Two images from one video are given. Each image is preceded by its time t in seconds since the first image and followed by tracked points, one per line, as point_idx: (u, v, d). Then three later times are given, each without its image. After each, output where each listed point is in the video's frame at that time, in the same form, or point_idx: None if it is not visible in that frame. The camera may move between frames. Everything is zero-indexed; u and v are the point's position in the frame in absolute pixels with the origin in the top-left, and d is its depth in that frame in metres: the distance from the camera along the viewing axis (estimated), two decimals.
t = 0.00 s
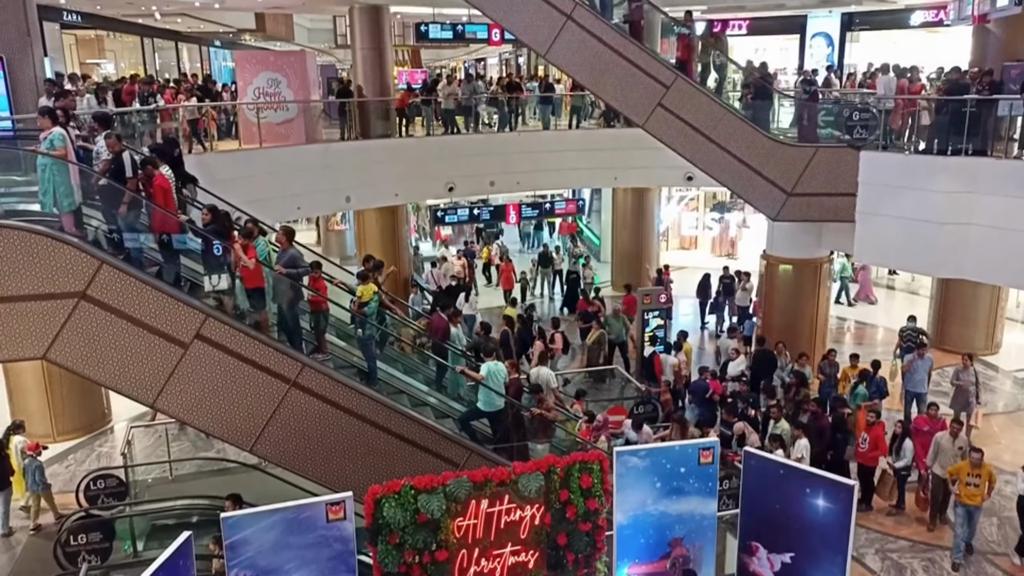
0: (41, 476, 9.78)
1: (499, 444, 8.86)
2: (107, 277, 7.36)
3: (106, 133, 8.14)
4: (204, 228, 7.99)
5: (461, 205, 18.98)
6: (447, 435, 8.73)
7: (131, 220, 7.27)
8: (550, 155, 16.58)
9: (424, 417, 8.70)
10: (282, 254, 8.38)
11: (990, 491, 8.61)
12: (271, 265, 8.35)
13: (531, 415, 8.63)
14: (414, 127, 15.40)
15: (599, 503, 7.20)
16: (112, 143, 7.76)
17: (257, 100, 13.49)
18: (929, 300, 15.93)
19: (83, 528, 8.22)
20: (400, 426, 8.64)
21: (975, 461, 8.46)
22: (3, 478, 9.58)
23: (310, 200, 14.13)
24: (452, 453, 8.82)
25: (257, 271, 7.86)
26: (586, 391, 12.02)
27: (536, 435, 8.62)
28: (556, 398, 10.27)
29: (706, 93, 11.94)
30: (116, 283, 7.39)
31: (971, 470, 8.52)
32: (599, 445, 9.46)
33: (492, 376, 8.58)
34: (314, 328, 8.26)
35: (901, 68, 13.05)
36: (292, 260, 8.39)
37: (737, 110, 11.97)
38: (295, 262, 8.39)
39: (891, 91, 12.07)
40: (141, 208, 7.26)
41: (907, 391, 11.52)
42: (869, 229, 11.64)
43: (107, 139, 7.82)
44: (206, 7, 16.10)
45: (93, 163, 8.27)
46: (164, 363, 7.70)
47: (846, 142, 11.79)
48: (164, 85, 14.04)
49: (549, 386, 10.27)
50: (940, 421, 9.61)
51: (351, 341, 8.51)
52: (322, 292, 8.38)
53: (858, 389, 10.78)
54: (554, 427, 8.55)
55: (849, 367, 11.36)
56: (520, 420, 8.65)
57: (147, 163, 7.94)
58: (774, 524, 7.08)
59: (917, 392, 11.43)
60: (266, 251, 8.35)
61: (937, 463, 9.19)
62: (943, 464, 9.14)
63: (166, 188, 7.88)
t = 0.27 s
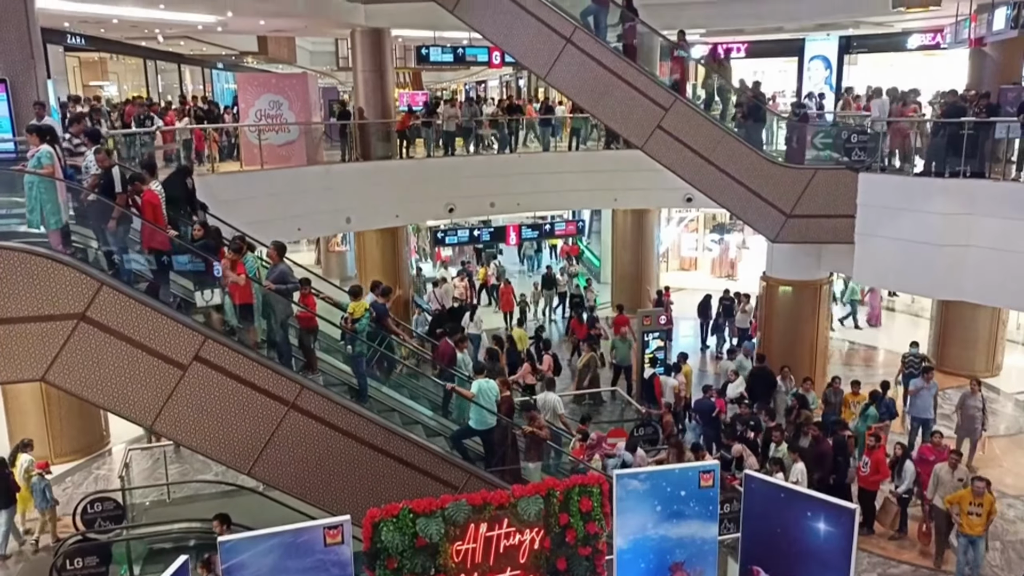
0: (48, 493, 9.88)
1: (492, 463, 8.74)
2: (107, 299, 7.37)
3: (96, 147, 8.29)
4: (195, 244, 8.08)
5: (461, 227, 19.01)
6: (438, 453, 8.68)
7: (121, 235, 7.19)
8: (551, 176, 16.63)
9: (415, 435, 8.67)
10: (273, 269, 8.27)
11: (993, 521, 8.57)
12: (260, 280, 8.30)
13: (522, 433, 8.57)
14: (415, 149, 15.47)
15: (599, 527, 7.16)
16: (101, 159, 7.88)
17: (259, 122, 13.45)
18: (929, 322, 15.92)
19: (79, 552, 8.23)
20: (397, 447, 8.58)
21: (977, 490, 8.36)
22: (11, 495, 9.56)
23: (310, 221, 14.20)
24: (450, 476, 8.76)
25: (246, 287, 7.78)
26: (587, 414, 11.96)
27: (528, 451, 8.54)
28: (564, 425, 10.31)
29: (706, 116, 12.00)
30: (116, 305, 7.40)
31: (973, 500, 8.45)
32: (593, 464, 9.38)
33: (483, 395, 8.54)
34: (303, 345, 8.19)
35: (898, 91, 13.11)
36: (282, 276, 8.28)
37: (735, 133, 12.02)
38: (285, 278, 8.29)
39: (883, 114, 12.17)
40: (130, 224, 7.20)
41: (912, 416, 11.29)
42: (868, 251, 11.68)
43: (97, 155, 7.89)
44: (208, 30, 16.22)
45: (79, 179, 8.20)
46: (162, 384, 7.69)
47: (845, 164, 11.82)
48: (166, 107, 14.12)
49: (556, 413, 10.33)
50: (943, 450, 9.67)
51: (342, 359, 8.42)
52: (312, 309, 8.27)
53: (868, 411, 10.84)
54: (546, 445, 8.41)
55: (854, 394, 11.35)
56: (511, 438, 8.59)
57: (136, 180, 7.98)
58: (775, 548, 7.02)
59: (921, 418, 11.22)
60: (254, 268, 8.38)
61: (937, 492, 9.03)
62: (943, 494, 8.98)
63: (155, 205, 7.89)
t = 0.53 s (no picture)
0: (51, 517, 9.88)
1: (482, 485, 8.62)
2: (106, 324, 7.38)
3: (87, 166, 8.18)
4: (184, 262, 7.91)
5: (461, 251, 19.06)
6: (429, 475, 8.57)
7: (111, 255, 7.22)
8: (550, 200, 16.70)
9: (404, 455, 8.59)
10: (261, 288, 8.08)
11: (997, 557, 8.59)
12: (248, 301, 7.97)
13: (515, 454, 8.41)
14: (415, 174, 15.57)
15: (599, 554, 7.11)
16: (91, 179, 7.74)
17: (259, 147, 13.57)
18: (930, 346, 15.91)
19: None
20: (394, 472, 8.52)
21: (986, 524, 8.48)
22: (15, 516, 9.56)
23: (311, 246, 14.23)
24: (450, 502, 8.67)
25: (233, 306, 7.70)
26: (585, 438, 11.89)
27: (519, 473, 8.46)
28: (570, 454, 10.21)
29: (704, 141, 12.08)
30: (115, 330, 7.41)
31: (980, 534, 8.53)
32: (586, 485, 9.19)
33: (473, 415, 8.32)
34: (293, 365, 8.08)
35: (895, 117, 13.20)
36: (270, 295, 8.07)
37: (733, 157, 12.09)
38: (273, 296, 8.07)
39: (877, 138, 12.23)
40: (119, 243, 7.23)
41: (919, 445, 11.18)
42: (869, 275, 11.67)
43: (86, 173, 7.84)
44: (211, 57, 16.37)
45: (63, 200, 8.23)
46: (161, 410, 7.67)
47: (842, 189, 11.86)
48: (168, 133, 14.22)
49: (562, 441, 10.28)
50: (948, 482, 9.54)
51: (333, 380, 8.33)
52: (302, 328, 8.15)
53: (880, 436, 10.72)
54: (538, 467, 8.32)
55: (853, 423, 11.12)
56: (503, 460, 8.43)
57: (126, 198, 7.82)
58: None
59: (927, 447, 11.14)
60: (244, 286, 7.99)
61: (941, 526, 9.04)
62: (947, 527, 9.00)
63: (144, 224, 7.73)
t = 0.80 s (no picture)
0: (52, 548, 9.78)
1: (473, 515, 8.48)
2: (104, 357, 7.38)
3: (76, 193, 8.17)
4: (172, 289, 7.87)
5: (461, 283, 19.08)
6: (419, 505, 8.39)
7: (98, 282, 7.16)
8: (549, 232, 16.76)
9: (394, 485, 8.41)
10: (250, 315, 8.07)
11: None
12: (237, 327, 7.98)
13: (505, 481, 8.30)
14: (415, 206, 15.64)
15: None
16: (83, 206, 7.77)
17: (261, 180, 13.85)
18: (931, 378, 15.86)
19: None
20: (393, 505, 8.38)
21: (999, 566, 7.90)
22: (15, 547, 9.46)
23: (311, 278, 14.24)
24: (450, 538, 8.49)
25: (221, 333, 7.68)
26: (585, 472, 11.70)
27: (512, 503, 8.34)
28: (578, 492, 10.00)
29: (702, 174, 12.15)
30: (113, 363, 7.40)
31: None
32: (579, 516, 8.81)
33: (464, 442, 8.28)
34: (282, 393, 8.02)
35: (892, 150, 13.29)
36: (259, 322, 8.08)
37: (732, 189, 12.15)
38: (261, 322, 8.07)
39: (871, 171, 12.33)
40: (108, 270, 7.19)
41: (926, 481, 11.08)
42: (868, 307, 11.67)
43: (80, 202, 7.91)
44: (213, 91, 16.54)
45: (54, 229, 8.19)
46: (157, 444, 7.63)
47: (841, 222, 11.90)
48: (170, 165, 14.31)
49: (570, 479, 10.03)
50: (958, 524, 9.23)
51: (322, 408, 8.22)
52: (292, 355, 8.08)
53: (894, 468, 10.62)
54: (530, 496, 8.21)
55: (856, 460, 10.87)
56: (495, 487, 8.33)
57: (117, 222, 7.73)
58: None
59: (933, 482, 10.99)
60: (234, 313, 8.01)
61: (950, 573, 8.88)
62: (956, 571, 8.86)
63: (132, 250, 7.65)
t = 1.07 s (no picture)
0: None
1: (465, 546, 8.26)
2: (103, 389, 7.35)
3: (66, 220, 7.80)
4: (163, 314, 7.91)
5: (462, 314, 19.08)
6: (410, 535, 8.23)
7: (88, 308, 7.12)
8: (550, 264, 16.79)
9: (386, 515, 8.27)
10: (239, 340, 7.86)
11: None
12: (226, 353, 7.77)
13: (498, 511, 8.08)
14: (416, 237, 15.71)
15: None
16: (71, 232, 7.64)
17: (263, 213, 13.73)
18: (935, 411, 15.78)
19: None
20: (389, 539, 8.30)
21: None
22: None
23: (312, 309, 14.26)
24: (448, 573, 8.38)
25: (209, 359, 7.56)
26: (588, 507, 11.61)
27: (504, 533, 8.13)
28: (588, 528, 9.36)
29: (702, 206, 12.21)
30: (112, 396, 7.36)
31: None
32: (574, 547, 8.74)
33: (455, 471, 7.99)
34: (271, 420, 7.91)
35: (892, 182, 13.35)
36: (249, 347, 7.85)
37: (734, 222, 12.18)
38: (251, 347, 7.86)
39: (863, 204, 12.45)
40: (98, 295, 7.15)
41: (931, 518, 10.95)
42: (869, 338, 11.64)
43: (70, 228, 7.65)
44: (217, 124, 16.68)
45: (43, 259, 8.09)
46: (155, 477, 7.59)
47: (841, 253, 11.94)
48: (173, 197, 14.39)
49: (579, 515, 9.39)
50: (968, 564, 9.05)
51: (313, 437, 8.06)
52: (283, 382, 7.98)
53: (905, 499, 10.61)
54: (524, 526, 8.04)
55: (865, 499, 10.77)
56: (487, 515, 8.08)
57: (107, 247, 7.70)
58: None
59: (941, 520, 10.87)
60: (222, 338, 7.78)
61: None
62: None
63: (122, 276, 7.60)
